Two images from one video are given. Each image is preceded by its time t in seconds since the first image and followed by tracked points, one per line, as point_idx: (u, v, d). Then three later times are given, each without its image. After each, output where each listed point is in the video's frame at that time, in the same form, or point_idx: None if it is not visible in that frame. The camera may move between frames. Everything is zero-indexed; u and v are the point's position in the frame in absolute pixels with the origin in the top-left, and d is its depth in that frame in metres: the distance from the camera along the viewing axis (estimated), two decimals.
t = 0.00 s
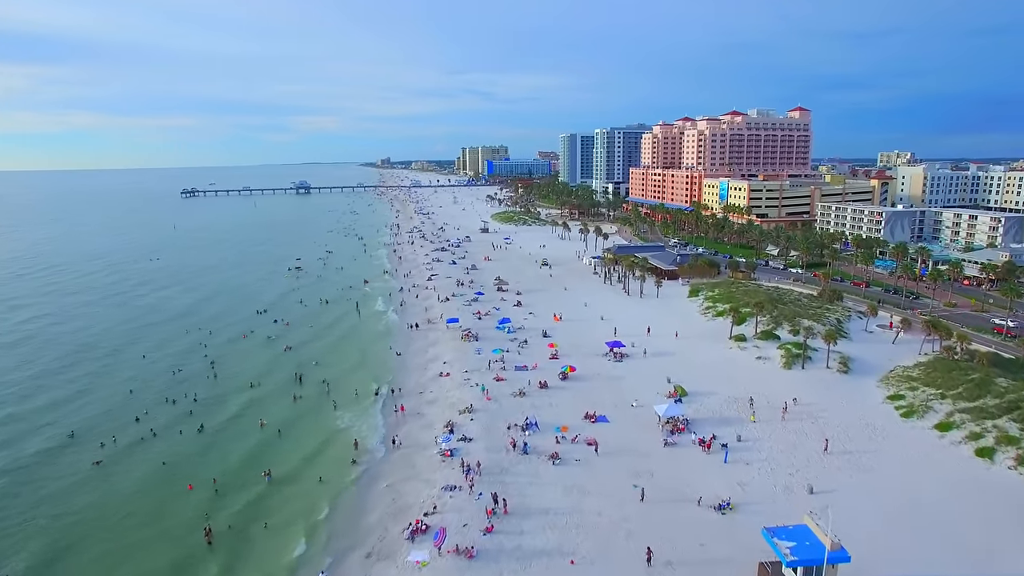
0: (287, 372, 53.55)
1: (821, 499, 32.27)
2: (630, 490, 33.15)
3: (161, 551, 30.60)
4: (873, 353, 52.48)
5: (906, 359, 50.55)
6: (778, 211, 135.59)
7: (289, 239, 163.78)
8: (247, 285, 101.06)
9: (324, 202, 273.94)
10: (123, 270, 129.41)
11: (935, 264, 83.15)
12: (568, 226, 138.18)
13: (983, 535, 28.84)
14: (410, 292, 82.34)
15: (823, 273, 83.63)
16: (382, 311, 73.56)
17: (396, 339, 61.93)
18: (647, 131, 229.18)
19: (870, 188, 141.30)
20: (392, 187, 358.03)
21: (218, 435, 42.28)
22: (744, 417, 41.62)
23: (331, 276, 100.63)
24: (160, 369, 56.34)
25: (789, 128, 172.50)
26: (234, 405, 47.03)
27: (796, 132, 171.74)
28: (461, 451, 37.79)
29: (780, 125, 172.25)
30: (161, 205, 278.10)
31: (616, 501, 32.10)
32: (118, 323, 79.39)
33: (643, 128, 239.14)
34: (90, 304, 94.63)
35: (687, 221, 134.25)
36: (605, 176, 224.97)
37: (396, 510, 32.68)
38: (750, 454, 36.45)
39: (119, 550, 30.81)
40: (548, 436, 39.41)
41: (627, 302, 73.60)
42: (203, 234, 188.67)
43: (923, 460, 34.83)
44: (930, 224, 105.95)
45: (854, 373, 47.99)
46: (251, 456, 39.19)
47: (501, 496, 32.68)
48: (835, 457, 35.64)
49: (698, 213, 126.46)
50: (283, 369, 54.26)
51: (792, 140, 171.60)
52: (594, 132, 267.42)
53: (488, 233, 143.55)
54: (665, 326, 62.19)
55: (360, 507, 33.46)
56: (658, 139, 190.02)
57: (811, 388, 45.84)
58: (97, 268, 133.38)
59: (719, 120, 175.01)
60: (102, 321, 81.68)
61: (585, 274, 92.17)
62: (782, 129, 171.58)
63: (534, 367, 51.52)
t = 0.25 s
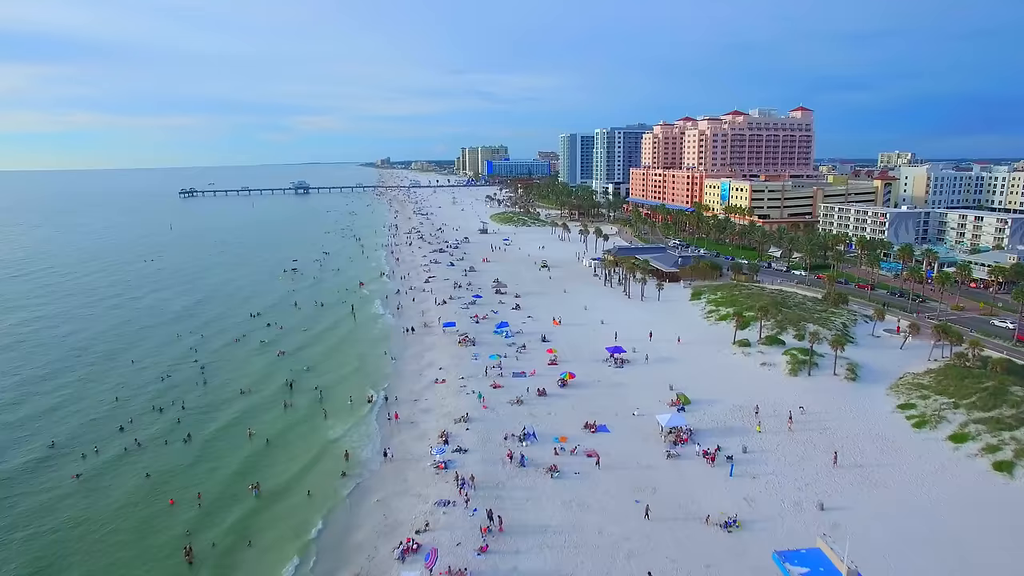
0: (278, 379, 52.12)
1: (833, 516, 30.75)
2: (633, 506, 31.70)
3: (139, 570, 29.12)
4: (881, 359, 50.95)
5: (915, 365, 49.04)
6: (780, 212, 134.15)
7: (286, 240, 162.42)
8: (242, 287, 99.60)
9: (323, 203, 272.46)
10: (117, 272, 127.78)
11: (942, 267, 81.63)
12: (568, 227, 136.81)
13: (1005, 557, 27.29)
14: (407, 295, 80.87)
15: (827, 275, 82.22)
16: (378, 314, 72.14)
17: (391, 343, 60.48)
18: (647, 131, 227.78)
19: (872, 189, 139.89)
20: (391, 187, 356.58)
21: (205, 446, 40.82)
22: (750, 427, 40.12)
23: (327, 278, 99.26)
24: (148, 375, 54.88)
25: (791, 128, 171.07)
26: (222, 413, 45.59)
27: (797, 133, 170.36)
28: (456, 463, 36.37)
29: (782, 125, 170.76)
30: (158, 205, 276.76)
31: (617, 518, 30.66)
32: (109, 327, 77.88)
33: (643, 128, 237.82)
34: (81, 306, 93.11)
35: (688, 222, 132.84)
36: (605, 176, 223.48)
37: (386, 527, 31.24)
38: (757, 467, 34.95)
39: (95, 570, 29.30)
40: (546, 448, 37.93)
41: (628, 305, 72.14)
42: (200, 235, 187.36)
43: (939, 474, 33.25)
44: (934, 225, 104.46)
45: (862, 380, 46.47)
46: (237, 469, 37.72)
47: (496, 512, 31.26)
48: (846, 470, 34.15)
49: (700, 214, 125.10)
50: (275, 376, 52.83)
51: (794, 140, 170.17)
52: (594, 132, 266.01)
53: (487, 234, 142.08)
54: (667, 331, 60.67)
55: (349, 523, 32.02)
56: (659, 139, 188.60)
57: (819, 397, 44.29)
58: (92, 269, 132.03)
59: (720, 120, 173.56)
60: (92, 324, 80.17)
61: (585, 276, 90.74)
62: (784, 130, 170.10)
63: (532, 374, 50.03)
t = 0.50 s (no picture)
0: (269, 386, 50.60)
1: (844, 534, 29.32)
2: (634, 523, 30.24)
3: None
4: (890, 365, 49.49)
5: (925, 372, 47.58)
6: (782, 212, 132.75)
7: (283, 241, 160.95)
8: (236, 289, 98.02)
9: (321, 203, 271.03)
10: (111, 273, 126.27)
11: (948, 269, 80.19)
12: (568, 228, 135.41)
13: None
14: (403, 298, 79.40)
15: (832, 277, 80.86)
16: (373, 317, 70.69)
17: (386, 348, 59.06)
18: (648, 131, 226.37)
19: (875, 189, 138.52)
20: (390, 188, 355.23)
21: (190, 457, 39.26)
22: (756, 437, 38.68)
23: (322, 280, 97.83)
24: (136, 381, 53.32)
25: (792, 128, 169.69)
26: (210, 422, 44.07)
27: (799, 132, 169.00)
28: (450, 476, 34.92)
29: (783, 125, 169.39)
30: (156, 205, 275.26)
31: (618, 537, 29.20)
32: (100, 330, 76.36)
33: (644, 128, 236.39)
34: (72, 309, 91.59)
35: (688, 223, 131.45)
36: (605, 176, 222.09)
37: (377, 545, 29.82)
38: (764, 480, 33.51)
39: None
40: (545, 459, 36.49)
41: (629, 308, 70.73)
42: (196, 235, 185.90)
43: (955, 488, 31.80)
44: (939, 226, 103.06)
45: (871, 388, 44.98)
46: (223, 482, 36.19)
47: (491, 530, 29.83)
48: (858, 484, 32.67)
49: (701, 215, 123.72)
50: (265, 383, 51.29)
51: (795, 140, 168.78)
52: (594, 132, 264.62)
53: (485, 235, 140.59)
54: (669, 336, 59.17)
55: (338, 540, 30.60)
56: (659, 140, 187.25)
57: (827, 405, 42.78)
58: (85, 270, 130.49)
59: (721, 119, 172.15)
60: (82, 327, 78.65)
61: (585, 278, 89.33)
62: (786, 129, 168.74)
63: (530, 380, 48.60)
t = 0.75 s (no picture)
0: (260, 393, 49.10)
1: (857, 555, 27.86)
2: (636, 542, 28.82)
3: None
4: (900, 372, 48.02)
5: (936, 379, 46.10)
6: (785, 213, 131.38)
7: (280, 242, 159.49)
8: (230, 291, 96.55)
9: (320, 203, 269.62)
10: (106, 275, 124.87)
11: (955, 272, 78.80)
12: (568, 229, 133.98)
13: None
14: (400, 301, 77.92)
15: (837, 280, 79.49)
16: (369, 321, 69.23)
17: (382, 353, 57.58)
18: (648, 131, 224.95)
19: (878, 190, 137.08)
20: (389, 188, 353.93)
21: (175, 469, 37.72)
22: (763, 449, 37.24)
23: (317, 282, 96.38)
24: (122, 388, 51.72)
25: (794, 128, 168.30)
26: (198, 432, 42.56)
27: (801, 132, 167.61)
28: (444, 490, 33.51)
29: (785, 125, 167.98)
30: (154, 206, 273.95)
31: (619, 558, 27.79)
32: (90, 334, 74.88)
33: (644, 128, 234.96)
34: (64, 311, 90.11)
35: (690, 224, 130.03)
36: (606, 176, 220.65)
37: (367, 565, 28.42)
38: (772, 496, 32.06)
39: None
40: (543, 472, 35.08)
41: (630, 312, 69.32)
42: (194, 236, 184.45)
43: (973, 504, 30.32)
44: (944, 227, 101.61)
45: (881, 397, 43.49)
46: (208, 497, 34.65)
47: (486, 550, 28.45)
48: (871, 500, 31.22)
49: (702, 216, 122.32)
50: (256, 390, 49.80)
51: (797, 140, 167.35)
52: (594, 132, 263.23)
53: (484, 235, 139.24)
54: (671, 341, 57.71)
55: (326, 560, 29.18)
56: (660, 140, 185.87)
57: (836, 415, 41.28)
58: (80, 272, 129.06)
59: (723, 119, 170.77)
60: (73, 330, 77.16)
61: (585, 280, 87.91)
62: (788, 129, 167.32)
63: (529, 388, 47.16)
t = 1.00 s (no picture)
0: (249, 400, 47.60)
1: None
2: (639, 564, 27.36)
3: None
4: (910, 379, 46.56)
5: (948, 386, 44.65)
6: (787, 214, 129.93)
7: (277, 243, 157.92)
8: (225, 293, 95.00)
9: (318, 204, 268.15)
10: (100, 276, 123.44)
11: (962, 274, 77.37)
12: (568, 230, 132.64)
13: None
14: (396, 303, 76.47)
15: (842, 283, 78.12)
16: (364, 325, 67.73)
17: (376, 358, 56.10)
18: (649, 130, 223.49)
19: (881, 190, 135.61)
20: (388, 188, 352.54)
21: (158, 482, 36.21)
22: (771, 461, 35.75)
23: (313, 284, 94.85)
24: (108, 394, 50.09)
25: (796, 127, 166.90)
26: (184, 442, 41.05)
27: (803, 132, 166.17)
28: (438, 505, 32.06)
29: (787, 124, 166.56)
30: (152, 206, 272.35)
31: None
32: (80, 337, 73.34)
33: (644, 128, 233.53)
34: (55, 314, 88.62)
35: (691, 225, 128.62)
36: (606, 176, 219.18)
37: None
38: (782, 512, 30.56)
39: None
40: (541, 486, 33.63)
41: (631, 315, 67.95)
42: (190, 237, 182.81)
43: (994, 522, 28.86)
44: (949, 229, 100.14)
45: (891, 405, 41.98)
46: (192, 513, 33.18)
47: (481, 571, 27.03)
48: (886, 518, 29.73)
49: (703, 217, 120.94)
50: (246, 397, 48.31)
51: (799, 140, 165.88)
52: (594, 132, 261.81)
53: (484, 236, 137.73)
54: (673, 346, 56.24)
55: None
56: (660, 140, 184.42)
57: (846, 425, 39.72)
58: (74, 273, 127.52)
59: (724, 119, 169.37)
60: (62, 333, 75.65)
61: (585, 282, 86.49)
62: (789, 129, 165.91)
63: (527, 395, 45.69)
